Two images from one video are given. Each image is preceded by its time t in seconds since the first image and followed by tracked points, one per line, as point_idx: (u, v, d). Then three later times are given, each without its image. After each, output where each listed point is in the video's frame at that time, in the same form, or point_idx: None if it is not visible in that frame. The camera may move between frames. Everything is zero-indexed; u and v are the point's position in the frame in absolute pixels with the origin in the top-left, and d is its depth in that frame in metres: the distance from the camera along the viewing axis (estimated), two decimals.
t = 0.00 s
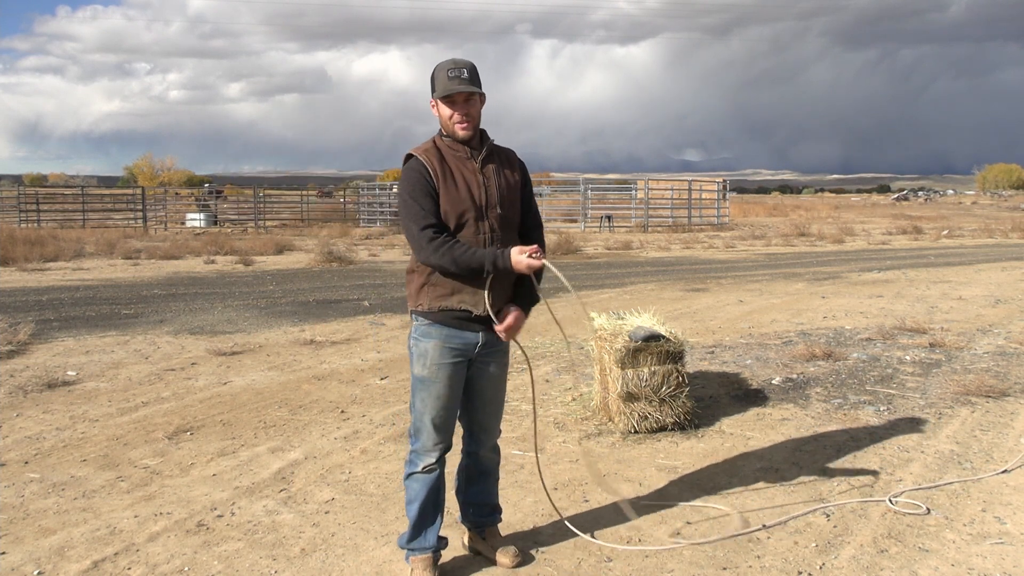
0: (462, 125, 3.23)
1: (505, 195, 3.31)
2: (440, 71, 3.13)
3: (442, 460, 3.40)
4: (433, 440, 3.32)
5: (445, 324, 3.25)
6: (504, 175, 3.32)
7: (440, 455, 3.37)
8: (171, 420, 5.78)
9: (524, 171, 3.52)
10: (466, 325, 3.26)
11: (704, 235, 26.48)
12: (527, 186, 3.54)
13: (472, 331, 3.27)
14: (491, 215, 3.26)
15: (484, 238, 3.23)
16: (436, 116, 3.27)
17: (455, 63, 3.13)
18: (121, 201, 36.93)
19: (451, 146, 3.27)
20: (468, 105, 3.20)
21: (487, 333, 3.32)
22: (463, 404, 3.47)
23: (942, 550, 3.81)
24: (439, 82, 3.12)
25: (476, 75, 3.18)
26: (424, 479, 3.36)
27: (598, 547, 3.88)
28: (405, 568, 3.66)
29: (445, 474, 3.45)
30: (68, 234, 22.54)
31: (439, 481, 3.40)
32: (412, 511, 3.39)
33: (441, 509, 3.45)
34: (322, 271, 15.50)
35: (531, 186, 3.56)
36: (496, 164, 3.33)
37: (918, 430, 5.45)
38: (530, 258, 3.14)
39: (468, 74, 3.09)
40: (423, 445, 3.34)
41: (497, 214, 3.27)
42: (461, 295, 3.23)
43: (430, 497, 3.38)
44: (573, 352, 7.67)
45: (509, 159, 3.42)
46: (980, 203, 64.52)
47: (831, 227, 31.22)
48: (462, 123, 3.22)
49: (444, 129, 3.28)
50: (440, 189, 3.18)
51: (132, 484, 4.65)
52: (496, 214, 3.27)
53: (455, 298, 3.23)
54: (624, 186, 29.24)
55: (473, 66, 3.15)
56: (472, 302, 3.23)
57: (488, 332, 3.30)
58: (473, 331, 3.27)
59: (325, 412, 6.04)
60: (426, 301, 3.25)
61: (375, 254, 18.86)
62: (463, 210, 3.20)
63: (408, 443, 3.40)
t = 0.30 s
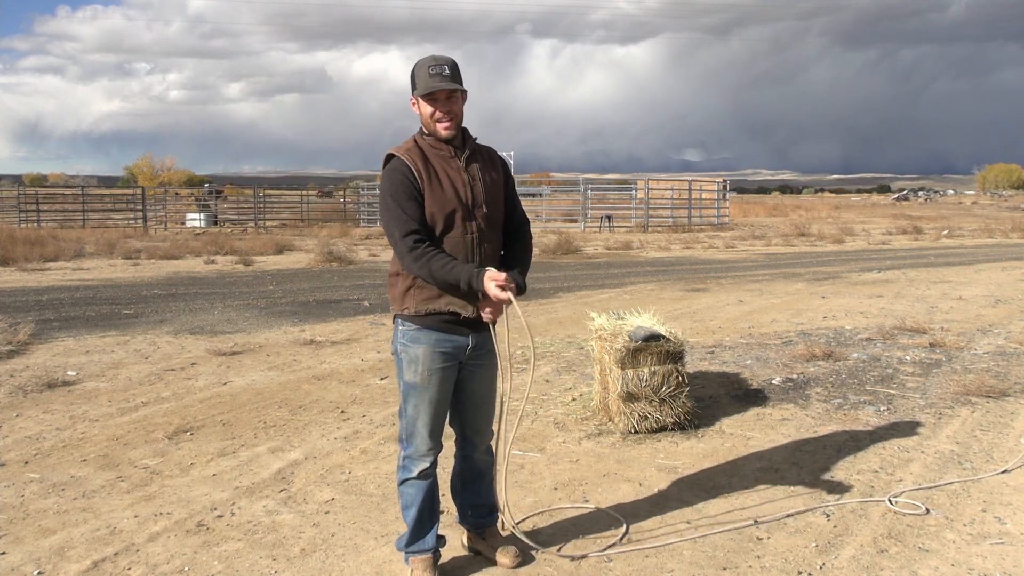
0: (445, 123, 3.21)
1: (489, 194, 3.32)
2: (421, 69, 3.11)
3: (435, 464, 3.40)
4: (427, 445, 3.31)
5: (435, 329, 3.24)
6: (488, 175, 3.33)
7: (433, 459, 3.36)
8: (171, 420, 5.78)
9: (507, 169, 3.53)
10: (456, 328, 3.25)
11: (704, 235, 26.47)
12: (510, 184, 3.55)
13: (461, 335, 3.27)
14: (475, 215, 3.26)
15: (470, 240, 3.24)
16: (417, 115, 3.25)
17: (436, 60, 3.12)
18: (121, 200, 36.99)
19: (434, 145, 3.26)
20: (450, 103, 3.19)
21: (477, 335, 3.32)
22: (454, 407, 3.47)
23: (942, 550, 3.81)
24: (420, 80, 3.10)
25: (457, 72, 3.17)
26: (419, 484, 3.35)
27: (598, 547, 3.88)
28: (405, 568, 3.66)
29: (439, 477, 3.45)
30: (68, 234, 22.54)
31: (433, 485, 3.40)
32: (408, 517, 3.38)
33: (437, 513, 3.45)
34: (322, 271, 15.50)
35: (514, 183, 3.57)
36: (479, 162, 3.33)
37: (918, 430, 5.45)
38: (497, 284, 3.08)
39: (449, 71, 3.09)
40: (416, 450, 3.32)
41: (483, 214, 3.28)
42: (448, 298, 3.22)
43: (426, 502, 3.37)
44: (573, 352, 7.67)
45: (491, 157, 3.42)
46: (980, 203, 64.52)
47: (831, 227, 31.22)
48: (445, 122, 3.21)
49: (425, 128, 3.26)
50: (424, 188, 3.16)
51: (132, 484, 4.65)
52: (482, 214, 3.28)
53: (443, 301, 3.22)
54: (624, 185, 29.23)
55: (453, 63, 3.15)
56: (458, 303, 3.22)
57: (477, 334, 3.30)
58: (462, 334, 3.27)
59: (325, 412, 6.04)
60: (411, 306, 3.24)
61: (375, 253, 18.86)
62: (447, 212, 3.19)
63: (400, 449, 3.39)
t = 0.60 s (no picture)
0: (429, 119, 3.20)
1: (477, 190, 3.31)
2: (403, 65, 3.10)
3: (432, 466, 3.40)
4: (424, 449, 3.31)
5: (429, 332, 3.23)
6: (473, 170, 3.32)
7: (430, 462, 3.36)
8: (171, 420, 5.78)
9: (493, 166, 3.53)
10: (450, 331, 3.25)
11: (704, 235, 26.48)
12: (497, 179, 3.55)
13: (456, 338, 3.27)
14: (465, 212, 3.25)
15: (460, 237, 3.22)
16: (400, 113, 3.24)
17: (417, 56, 3.11)
18: (121, 200, 37.02)
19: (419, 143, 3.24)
20: (433, 98, 3.18)
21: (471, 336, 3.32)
22: (451, 409, 3.46)
23: (942, 550, 3.81)
24: (403, 75, 3.09)
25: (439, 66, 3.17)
26: (417, 487, 3.35)
27: (598, 547, 3.87)
28: (405, 568, 3.66)
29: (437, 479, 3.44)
30: (68, 234, 22.55)
31: (431, 487, 3.40)
32: (408, 520, 3.38)
33: (436, 514, 3.45)
34: (322, 271, 15.50)
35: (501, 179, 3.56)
36: (465, 159, 3.32)
37: (918, 431, 5.45)
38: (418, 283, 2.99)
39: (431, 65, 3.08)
40: (413, 453, 3.32)
41: (472, 211, 3.27)
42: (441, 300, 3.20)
43: (424, 504, 3.38)
44: (573, 352, 7.68)
45: (477, 155, 3.42)
46: (979, 203, 64.53)
47: (831, 227, 31.21)
48: (429, 118, 3.20)
49: (409, 125, 3.24)
50: (410, 188, 3.14)
51: (132, 485, 4.65)
52: (471, 211, 3.27)
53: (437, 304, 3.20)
54: (624, 185, 29.23)
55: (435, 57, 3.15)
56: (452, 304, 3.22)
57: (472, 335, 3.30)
58: (457, 336, 3.27)
59: (325, 412, 6.04)
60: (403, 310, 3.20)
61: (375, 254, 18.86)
62: (435, 210, 3.17)
63: (397, 453, 3.38)
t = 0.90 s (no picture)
0: (423, 119, 3.20)
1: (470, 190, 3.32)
2: (395, 64, 3.10)
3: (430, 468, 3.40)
4: (422, 451, 3.30)
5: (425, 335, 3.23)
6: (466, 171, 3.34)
7: (428, 463, 3.36)
8: (171, 420, 5.79)
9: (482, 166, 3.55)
10: (445, 332, 3.26)
11: (704, 235, 26.47)
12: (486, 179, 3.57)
13: (452, 339, 3.27)
14: (460, 212, 3.26)
15: (455, 238, 3.23)
16: (392, 114, 3.23)
17: (410, 56, 3.11)
18: (122, 200, 37.05)
19: (412, 143, 3.23)
20: (427, 99, 3.18)
21: (468, 337, 3.33)
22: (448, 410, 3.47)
23: (942, 550, 3.81)
24: (397, 75, 3.09)
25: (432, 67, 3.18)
26: (416, 489, 3.35)
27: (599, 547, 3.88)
28: (405, 568, 3.66)
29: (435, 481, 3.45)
30: (68, 234, 22.55)
31: (429, 489, 3.40)
32: (407, 522, 3.38)
33: (435, 515, 3.45)
34: (322, 271, 15.51)
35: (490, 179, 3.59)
36: (458, 159, 3.33)
37: (918, 430, 5.45)
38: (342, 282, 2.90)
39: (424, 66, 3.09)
40: (411, 455, 3.32)
41: (467, 211, 3.28)
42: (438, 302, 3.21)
43: (423, 506, 3.38)
44: (573, 352, 7.68)
45: (468, 155, 3.43)
46: (979, 203, 64.52)
47: (831, 227, 31.21)
48: (423, 118, 3.19)
49: (403, 127, 3.23)
50: (404, 189, 3.13)
51: (132, 484, 4.65)
52: (466, 212, 3.28)
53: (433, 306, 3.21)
54: (623, 185, 29.23)
55: (427, 58, 3.16)
56: (450, 305, 3.22)
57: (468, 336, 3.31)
58: (453, 338, 3.28)
59: (325, 412, 6.04)
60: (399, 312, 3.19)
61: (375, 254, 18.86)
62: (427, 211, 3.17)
63: (394, 455, 3.38)
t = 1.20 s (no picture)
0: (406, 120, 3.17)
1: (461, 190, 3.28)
2: (372, 68, 3.08)
3: (427, 467, 3.39)
4: (416, 450, 3.31)
5: (416, 334, 3.22)
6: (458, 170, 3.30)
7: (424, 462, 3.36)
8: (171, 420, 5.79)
9: (479, 162, 3.51)
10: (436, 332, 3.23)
11: (704, 235, 26.47)
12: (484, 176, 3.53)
13: (443, 338, 3.24)
14: (450, 213, 3.21)
15: (445, 239, 3.19)
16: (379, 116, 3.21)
17: (386, 57, 3.07)
18: (122, 200, 37.07)
19: (401, 145, 3.22)
20: (408, 99, 3.15)
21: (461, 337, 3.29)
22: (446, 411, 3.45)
23: (942, 550, 3.81)
24: (374, 78, 3.06)
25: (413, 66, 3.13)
26: (412, 488, 3.35)
27: (599, 547, 3.88)
28: (404, 568, 3.66)
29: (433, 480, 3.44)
30: (68, 234, 22.55)
31: (426, 488, 3.40)
32: (404, 520, 3.39)
33: (433, 513, 3.45)
34: (322, 271, 15.51)
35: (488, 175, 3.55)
36: (448, 158, 3.29)
37: (918, 430, 5.45)
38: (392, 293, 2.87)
39: (399, 67, 3.04)
40: (405, 454, 3.32)
41: (458, 212, 3.24)
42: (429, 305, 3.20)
43: (420, 505, 3.38)
44: (574, 352, 7.68)
45: (461, 154, 3.39)
46: (979, 203, 64.53)
47: (831, 227, 31.21)
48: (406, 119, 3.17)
49: (389, 129, 3.22)
50: (390, 192, 3.12)
51: (132, 485, 4.65)
52: (456, 212, 3.24)
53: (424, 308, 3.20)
54: (624, 185, 29.22)
55: (406, 58, 3.11)
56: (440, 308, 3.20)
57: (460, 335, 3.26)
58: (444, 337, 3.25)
59: (324, 412, 6.04)
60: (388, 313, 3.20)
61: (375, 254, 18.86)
62: (415, 214, 3.15)
63: (390, 454, 3.39)
